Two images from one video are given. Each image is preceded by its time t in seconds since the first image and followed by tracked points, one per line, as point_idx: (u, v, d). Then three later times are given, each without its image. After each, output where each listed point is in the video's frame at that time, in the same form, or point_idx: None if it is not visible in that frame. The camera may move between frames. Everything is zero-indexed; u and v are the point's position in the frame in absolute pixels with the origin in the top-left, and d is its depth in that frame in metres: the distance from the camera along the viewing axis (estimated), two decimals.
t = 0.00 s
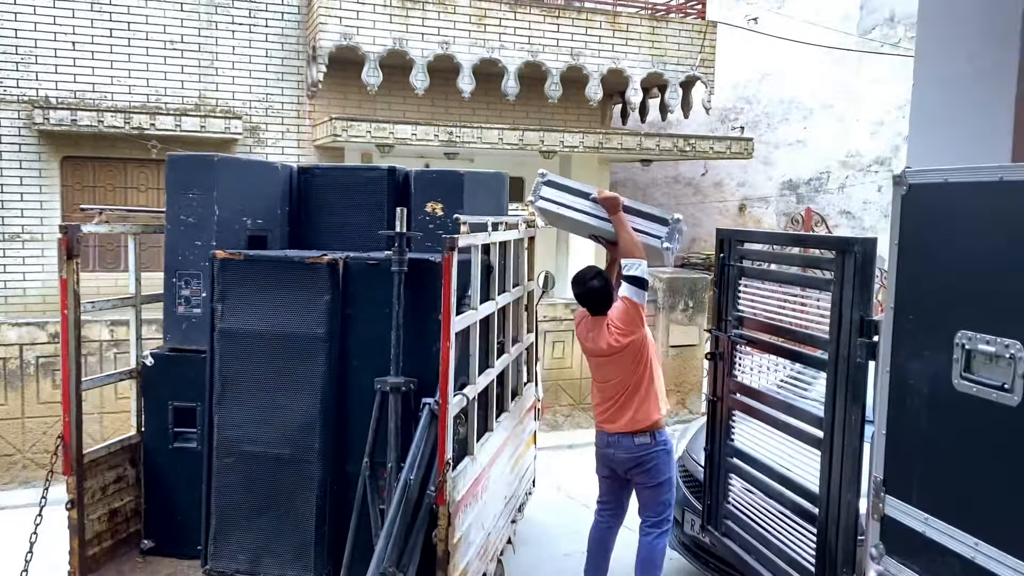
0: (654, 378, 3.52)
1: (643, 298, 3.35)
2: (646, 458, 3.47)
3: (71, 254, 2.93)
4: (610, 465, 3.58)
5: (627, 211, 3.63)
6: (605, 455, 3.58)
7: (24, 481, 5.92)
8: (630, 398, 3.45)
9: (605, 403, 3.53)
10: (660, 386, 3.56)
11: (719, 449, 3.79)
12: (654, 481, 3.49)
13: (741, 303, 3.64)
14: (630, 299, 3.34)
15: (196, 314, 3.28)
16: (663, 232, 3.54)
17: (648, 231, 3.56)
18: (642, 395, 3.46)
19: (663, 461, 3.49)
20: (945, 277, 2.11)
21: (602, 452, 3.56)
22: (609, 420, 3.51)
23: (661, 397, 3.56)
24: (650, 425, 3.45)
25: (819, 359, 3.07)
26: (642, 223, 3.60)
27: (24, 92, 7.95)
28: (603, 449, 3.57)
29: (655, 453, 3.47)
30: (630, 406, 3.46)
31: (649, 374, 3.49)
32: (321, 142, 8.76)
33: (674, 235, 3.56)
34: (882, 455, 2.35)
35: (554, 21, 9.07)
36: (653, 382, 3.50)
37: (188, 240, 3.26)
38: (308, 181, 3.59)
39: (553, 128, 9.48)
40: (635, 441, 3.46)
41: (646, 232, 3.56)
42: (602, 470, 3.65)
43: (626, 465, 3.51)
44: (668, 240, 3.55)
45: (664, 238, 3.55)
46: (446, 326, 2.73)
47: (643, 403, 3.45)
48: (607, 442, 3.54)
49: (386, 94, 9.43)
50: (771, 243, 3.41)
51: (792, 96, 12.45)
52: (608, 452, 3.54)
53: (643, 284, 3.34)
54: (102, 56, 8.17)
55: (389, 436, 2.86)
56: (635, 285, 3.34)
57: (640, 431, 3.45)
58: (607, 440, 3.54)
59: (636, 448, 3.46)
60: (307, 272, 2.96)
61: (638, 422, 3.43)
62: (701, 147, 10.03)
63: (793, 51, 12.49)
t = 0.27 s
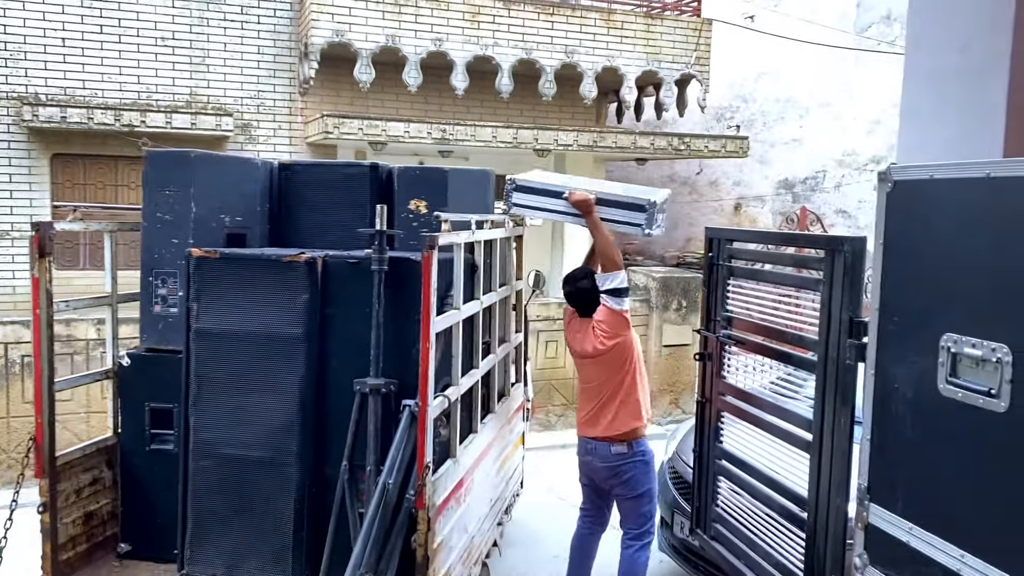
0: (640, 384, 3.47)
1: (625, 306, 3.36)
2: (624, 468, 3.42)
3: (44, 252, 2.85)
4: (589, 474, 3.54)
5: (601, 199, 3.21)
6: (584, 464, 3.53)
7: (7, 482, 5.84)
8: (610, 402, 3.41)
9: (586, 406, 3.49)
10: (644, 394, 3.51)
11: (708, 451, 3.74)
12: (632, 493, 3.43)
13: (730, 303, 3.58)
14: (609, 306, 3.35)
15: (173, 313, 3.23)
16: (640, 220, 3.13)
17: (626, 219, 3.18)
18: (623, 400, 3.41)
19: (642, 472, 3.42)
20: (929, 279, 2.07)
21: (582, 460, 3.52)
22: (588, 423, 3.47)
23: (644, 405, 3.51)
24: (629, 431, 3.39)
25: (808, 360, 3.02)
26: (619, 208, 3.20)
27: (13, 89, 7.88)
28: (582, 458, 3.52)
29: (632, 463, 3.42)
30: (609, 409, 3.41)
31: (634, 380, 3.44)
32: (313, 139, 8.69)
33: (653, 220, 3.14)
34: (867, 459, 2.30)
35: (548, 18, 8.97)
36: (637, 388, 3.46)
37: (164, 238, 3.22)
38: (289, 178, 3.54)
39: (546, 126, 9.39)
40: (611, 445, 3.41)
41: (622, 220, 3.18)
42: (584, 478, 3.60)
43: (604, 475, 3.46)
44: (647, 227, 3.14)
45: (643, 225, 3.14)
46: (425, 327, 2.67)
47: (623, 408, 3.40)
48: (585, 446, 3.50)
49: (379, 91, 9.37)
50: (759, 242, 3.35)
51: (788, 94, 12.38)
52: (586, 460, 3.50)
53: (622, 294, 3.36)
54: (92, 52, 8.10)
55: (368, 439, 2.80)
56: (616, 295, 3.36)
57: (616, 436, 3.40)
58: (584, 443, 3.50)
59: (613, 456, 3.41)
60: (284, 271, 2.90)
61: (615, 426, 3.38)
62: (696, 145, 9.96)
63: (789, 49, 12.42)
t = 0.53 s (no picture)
0: (625, 392, 3.37)
1: (604, 314, 3.24)
2: (607, 475, 3.33)
3: (12, 255, 2.75)
4: (578, 480, 3.47)
5: (583, 206, 3.09)
6: (574, 470, 3.47)
7: None
8: (590, 411, 3.35)
9: (572, 415, 3.44)
10: (633, 401, 3.41)
11: (700, 460, 3.65)
12: (616, 501, 3.34)
13: (724, 308, 3.48)
14: (590, 315, 3.26)
15: (148, 318, 3.14)
16: (621, 232, 3.04)
17: (608, 229, 3.08)
18: (604, 408, 3.34)
19: (625, 479, 3.32)
20: (932, 290, 1.98)
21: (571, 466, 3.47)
22: (574, 432, 3.42)
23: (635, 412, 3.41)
24: (610, 441, 3.32)
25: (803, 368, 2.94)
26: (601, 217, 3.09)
27: None
28: (572, 463, 3.47)
29: (616, 470, 3.32)
30: (591, 419, 3.35)
31: (617, 388, 3.36)
32: (303, 139, 8.57)
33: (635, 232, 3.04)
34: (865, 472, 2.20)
35: (542, 19, 8.89)
36: (623, 396, 3.37)
37: (141, 242, 3.10)
38: (270, 179, 3.45)
39: (539, 127, 9.29)
40: (593, 455, 3.35)
41: (604, 230, 3.09)
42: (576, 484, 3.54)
43: (589, 482, 3.39)
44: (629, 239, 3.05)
45: (624, 237, 3.05)
46: (407, 333, 2.56)
47: (604, 417, 3.32)
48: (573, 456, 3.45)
49: (371, 92, 9.28)
50: (754, 247, 3.25)
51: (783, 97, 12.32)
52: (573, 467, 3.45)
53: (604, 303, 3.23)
54: (79, 51, 8.00)
55: (348, 450, 2.70)
56: (597, 303, 3.24)
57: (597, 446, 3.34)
58: (572, 452, 3.45)
59: (597, 464, 3.34)
60: (261, 276, 2.80)
61: (596, 437, 3.32)
62: (690, 147, 9.87)
63: (784, 51, 12.35)
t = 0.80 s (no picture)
0: (627, 402, 3.27)
1: (609, 318, 3.19)
2: (611, 492, 3.24)
3: None
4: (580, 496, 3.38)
5: (581, 208, 3.36)
6: (576, 485, 3.38)
7: None
8: (593, 421, 3.25)
9: (573, 426, 3.34)
10: (636, 412, 3.31)
11: (704, 475, 3.55)
12: (620, 518, 3.24)
13: (729, 319, 3.39)
14: (592, 319, 3.19)
15: (135, 330, 3.03)
16: (621, 229, 3.37)
17: (606, 229, 3.37)
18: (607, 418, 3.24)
19: (629, 496, 3.23)
20: (959, 309, 1.90)
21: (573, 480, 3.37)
22: (576, 444, 3.32)
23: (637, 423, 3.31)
24: (615, 452, 3.21)
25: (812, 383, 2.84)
26: (599, 218, 3.37)
27: None
28: (574, 477, 3.37)
29: (620, 487, 3.22)
30: (594, 429, 3.25)
31: (620, 396, 3.26)
32: (301, 144, 8.48)
33: (630, 228, 3.39)
34: (886, 504, 2.13)
35: (542, 23, 8.80)
36: (626, 406, 3.27)
37: (128, 250, 3.01)
38: (263, 186, 3.35)
39: (540, 132, 9.19)
40: (597, 467, 3.24)
41: (604, 230, 3.37)
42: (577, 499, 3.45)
43: (592, 497, 3.30)
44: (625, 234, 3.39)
45: (622, 234, 3.39)
46: (401, 347, 2.46)
47: (607, 428, 3.22)
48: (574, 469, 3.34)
49: (371, 97, 9.20)
50: (762, 256, 3.15)
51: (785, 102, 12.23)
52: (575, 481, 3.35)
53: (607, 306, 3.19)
54: (75, 55, 7.91)
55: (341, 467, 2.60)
56: (600, 306, 3.20)
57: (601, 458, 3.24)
58: (573, 465, 3.35)
59: (601, 479, 3.23)
60: (252, 287, 2.70)
61: (600, 448, 3.22)
62: (691, 153, 9.77)
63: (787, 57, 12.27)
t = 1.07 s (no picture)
0: (630, 410, 3.21)
1: (609, 317, 3.24)
2: (623, 510, 3.15)
3: None
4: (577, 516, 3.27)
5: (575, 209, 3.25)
6: (573, 505, 3.26)
7: None
8: (600, 431, 3.15)
9: (575, 438, 3.23)
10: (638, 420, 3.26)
11: (710, 487, 3.47)
12: (629, 535, 3.18)
13: (735, 327, 3.31)
14: (595, 317, 3.22)
15: (128, 337, 2.95)
16: (611, 221, 3.31)
17: (596, 223, 3.29)
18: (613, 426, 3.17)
19: (642, 514, 3.17)
20: (983, 323, 1.83)
21: (572, 499, 3.23)
22: (579, 456, 3.20)
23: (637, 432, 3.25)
24: (623, 463, 3.14)
25: (823, 394, 2.76)
26: (588, 213, 3.28)
27: None
28: (572, 497, 3.25)
29: (633, 504, 3.16)
30: (601, 439, 3.16)
31: (624, 405, 3.20)
32: (303, 148, 8.42)
33: (620, 220, 3.34)
34: (904, 526, 2.07)
35: (547, 27, 8.73)
36: (628, 414, 3.20)
37: (121, 255, 2.94)
38: (260, 189, 3.29)
39: (544, 136, 9.12)
40: (607, 480, 3.15)
41: (594, 224, 3.29)
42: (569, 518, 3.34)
43: (596, 515, 3.20)
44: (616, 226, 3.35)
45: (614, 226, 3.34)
46: (399, 356, 2.38)
47: (616, 437, 3.14)
48: (576, 484, 3.22)
49: (374, 100, 9.14)
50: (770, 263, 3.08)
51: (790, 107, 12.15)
52: (577, 499, 3.22)
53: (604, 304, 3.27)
54: (77, 58, 7.87)
55: (337, 480, 2.53)
56: (599, 305, 3.27)
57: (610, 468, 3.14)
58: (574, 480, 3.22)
59: (611, 495, 3.14)
60: (247, 293, 2.63)
61: (610, 458, 3.12)
62: (696, 158, 9.69)
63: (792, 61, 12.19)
